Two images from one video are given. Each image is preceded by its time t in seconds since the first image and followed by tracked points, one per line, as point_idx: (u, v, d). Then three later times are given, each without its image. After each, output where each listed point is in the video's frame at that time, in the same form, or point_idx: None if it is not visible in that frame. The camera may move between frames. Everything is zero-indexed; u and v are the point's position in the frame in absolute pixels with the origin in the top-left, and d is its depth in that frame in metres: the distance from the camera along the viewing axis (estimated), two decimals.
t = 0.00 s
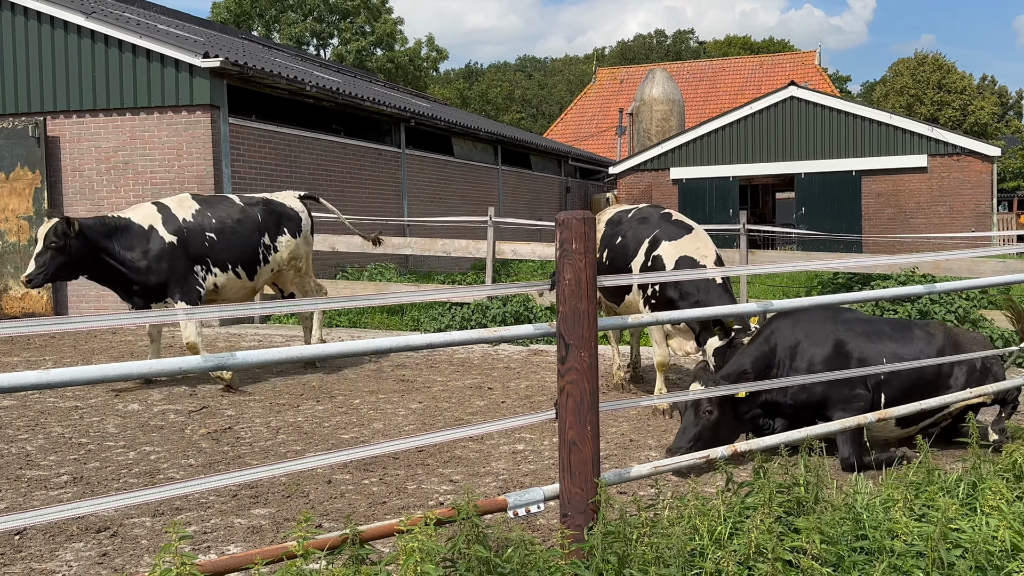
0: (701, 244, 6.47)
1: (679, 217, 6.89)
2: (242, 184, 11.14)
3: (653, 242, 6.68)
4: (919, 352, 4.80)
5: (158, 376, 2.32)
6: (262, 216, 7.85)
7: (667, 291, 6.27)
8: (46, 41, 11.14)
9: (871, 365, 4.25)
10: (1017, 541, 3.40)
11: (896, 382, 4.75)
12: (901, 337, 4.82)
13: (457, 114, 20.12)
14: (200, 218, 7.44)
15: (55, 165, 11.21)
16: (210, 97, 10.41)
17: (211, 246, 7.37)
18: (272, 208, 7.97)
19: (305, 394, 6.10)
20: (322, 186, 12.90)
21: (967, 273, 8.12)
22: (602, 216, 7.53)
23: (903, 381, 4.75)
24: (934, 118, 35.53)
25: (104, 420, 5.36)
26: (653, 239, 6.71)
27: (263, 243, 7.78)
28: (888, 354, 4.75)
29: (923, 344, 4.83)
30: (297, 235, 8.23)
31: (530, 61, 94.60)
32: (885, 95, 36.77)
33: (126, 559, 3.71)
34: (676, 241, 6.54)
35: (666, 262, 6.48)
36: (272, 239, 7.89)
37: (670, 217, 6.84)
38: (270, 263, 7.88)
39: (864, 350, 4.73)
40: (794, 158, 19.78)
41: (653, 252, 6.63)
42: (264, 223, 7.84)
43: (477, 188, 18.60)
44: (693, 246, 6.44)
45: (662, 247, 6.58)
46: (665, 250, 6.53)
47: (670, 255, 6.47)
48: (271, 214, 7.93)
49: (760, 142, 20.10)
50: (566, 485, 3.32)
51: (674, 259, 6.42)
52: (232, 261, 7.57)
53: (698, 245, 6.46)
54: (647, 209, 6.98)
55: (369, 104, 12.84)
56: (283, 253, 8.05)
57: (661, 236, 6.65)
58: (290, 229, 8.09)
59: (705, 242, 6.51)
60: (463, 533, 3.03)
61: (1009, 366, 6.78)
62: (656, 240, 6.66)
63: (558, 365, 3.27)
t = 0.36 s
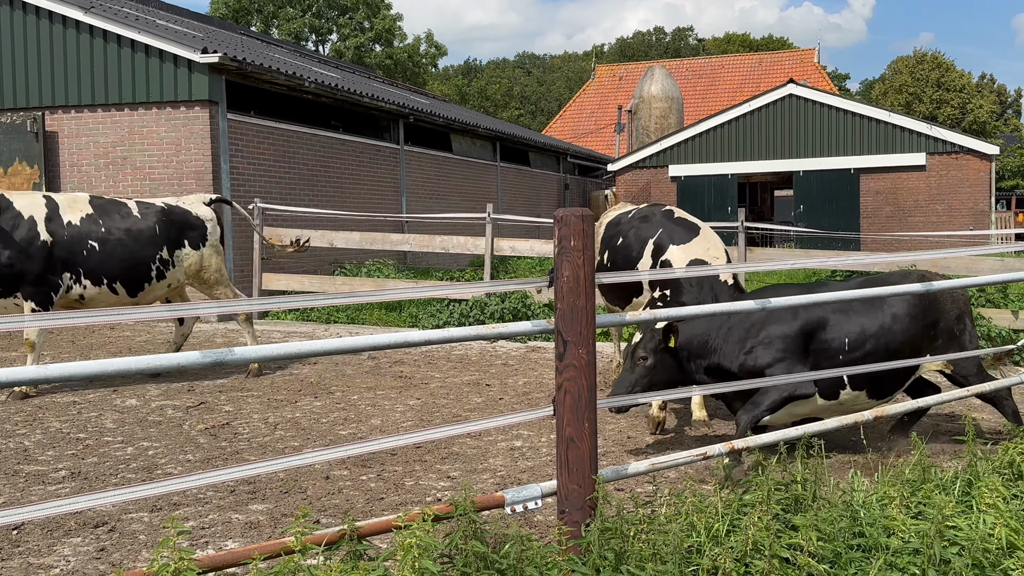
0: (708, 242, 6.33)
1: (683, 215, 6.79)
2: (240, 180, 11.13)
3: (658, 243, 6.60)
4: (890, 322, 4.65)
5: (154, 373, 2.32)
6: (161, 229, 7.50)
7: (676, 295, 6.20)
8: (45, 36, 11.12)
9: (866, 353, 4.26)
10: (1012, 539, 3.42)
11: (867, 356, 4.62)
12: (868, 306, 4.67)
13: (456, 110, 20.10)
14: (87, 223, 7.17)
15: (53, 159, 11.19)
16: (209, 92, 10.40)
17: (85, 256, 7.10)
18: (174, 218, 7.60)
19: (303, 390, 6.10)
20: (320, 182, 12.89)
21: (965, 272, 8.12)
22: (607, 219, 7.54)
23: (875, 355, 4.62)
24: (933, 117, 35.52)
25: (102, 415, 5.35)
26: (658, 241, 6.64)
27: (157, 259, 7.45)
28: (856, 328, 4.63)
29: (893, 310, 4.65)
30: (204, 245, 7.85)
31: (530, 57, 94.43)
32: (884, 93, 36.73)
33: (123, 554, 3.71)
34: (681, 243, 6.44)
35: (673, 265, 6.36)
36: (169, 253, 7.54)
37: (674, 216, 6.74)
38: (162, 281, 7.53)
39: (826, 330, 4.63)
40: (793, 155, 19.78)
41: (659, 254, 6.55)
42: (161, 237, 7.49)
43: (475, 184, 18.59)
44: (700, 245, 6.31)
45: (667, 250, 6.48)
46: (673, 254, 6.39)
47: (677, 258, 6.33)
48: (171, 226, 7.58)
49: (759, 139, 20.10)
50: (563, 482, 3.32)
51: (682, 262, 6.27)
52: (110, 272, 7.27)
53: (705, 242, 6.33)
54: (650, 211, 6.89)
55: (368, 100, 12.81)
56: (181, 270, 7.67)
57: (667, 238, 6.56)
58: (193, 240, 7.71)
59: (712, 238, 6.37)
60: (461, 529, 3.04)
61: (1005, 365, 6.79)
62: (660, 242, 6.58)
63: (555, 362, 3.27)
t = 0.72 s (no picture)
0: (682, 236, 6.45)
1: (657, 213, 6.89)
2: (240, 175, 11.13)
3: (632, 238, 6.67)
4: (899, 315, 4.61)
5: (155, 367, 2.32)
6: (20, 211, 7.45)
7: (647, 286, 6.25)
8: (44, 30, 11.10)
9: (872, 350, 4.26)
10: (1009, 535, 3.44)
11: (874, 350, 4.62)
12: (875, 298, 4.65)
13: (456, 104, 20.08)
14: None
15: (53, 153, 11.18)
16: (208, 87, 10.39)
17: None
18: (37, 200, 7.58)
19: (303, 386, 6.11)
20: (319, 176, 12.88)
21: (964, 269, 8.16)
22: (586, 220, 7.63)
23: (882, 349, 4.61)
24: (933, 113, 35.52)
25: (102, 410, 5.36)
26: (630, 236, 6.72)
27: (12, 241, 7.39)
28: (864, 322, 4.62)
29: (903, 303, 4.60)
30: (69, 233, 7.81)
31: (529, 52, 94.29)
32: (884, 89, 36.72)
33: (123, 548, 3.72)
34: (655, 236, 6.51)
35: (645, 257, 6.44)
36: (27, 234, 7.48)
37: (649, 214, 6.84)
38: (17, 261, 7.43)
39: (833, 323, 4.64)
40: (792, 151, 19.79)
41: (632, 248, 6.60)
42: (19, 219, 7.43)
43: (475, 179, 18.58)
44: (674, 239, 6.42)
45: (640, 243, 6.56)
46: (644, 246, 6.50)
47: (649, 250, 6.43)
48: (31, 207, 7.53)
49: (758, 135, 20.11)
50: (563, 476, 3.33)
51: (654, 254, 6.38)
52: None
53: (680, 237, 6.44)
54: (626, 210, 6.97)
55: (367, 95, 12.81)
56: (37, 256, 7.60)
57: (641, 233, 6.63)
58: (55, 225, 7.68)
59: (685, 233, 6.49)
60: (460, 522, 3.05)
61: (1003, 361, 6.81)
62: (634, 237, 6.64)
63: (555, 358, 3.28)
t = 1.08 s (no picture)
0: (669, 236, 6.45)
1: (644, 209, 6.88)
2: (243, 170, 11.13)
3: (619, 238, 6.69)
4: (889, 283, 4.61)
5: (161, 360, 2.33)
6: None
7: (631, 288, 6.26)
8: (47, 25, 11.10)
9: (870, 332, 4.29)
10: (1011, 530, 3.44)
11: (864, 319, 4.61)
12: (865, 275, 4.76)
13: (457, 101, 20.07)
14: None
15: (55, 148, 11.17)
16: (211, 82, 10.39)
17: None
18: None
19: (306, 380, 6.11)
20: (321, 172, 12.88)
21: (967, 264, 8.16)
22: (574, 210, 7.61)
23: (872, 316, 4.60)
24: (935, 109, 35.51)
25: (106, 404, 5.37)
26: (617, 235, 6.73)
27: None
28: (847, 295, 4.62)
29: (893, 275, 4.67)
30: None
31: (531, 50, 94.23)
32: (887, 86, 36.69)
33: (127, 541, 3.73)
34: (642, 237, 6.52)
35: (633, 260, 6.46)
36: None
37: (635, 211, 6.84)
38: None
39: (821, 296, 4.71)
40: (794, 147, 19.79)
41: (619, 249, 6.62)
42: None
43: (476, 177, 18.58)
44: (660, 240, 6.42)
45: (627, 245, 6.57)
46: (631, 249, 6.51)
47: (637, 254, 6.44)
48: None
49: (759, 131, 20.10)
50: (566, 471, 3.34)
51: (641, 259, 6.39)
52: None
53: (666, 237, 6.45)
54: (611, 206, 6.95)
55: (370, 90, 12.79)
56: None
57: (627, 233, 6.64)
58: None
59: (671, 232, 6.50)
60: (463, 517, 3.05)
61: (1007, 357, 6.82)
62: (621, 238, 6.66)
63: (559, 352, 3.28)
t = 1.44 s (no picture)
0: (669, 229, 6.46)
1: (648, 205, 6.87)
2: (249, 166, 11.14)
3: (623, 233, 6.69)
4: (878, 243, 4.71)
5: (166, 354, 2.33)
6: None
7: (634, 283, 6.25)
8: (53, 22, 11.13)
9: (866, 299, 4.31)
10: (1017, 526, 3.44)
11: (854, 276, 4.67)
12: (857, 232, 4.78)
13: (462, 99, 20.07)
14: None
15: (61, 144, 11.19)
16: (216, 78, 10.40)
17: None
18: None
19: (311, 375, 6.12)
20: (326, 169, 12.90)
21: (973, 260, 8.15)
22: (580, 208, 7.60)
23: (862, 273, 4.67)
24: (941, 106, 35.45)
25: (111, 399, 5.38)
26: (622, 230, 6.72)
27: None
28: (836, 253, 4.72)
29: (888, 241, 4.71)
30: None
31: (535, 48, 94.24)
32: (892, 83, 36.63)
33: (133, 536, 3.74)
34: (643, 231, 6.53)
35: (634, 253, 6.45)
36: None
37: (639, 207, 6.82)
38: None
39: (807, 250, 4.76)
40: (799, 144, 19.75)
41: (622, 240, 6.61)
42: None
43: (481, 174, 18.58)
44: (661, 232, 6.41)
45: (630, 239, 6.56)
46: (634, 242, 6.50)
47: (638, 246, 6.43)
48: None
49: (765, 128, 20.06)
50: (571, 466, 3.33)
51: (643, 249, 6.39)
52: None
53: (666, 228, 6.46)
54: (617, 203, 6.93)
55: (374, 87, 12.80)
56: None
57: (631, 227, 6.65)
58: None
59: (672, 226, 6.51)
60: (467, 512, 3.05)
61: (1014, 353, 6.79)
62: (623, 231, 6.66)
63: (564, 348, 3.28)
